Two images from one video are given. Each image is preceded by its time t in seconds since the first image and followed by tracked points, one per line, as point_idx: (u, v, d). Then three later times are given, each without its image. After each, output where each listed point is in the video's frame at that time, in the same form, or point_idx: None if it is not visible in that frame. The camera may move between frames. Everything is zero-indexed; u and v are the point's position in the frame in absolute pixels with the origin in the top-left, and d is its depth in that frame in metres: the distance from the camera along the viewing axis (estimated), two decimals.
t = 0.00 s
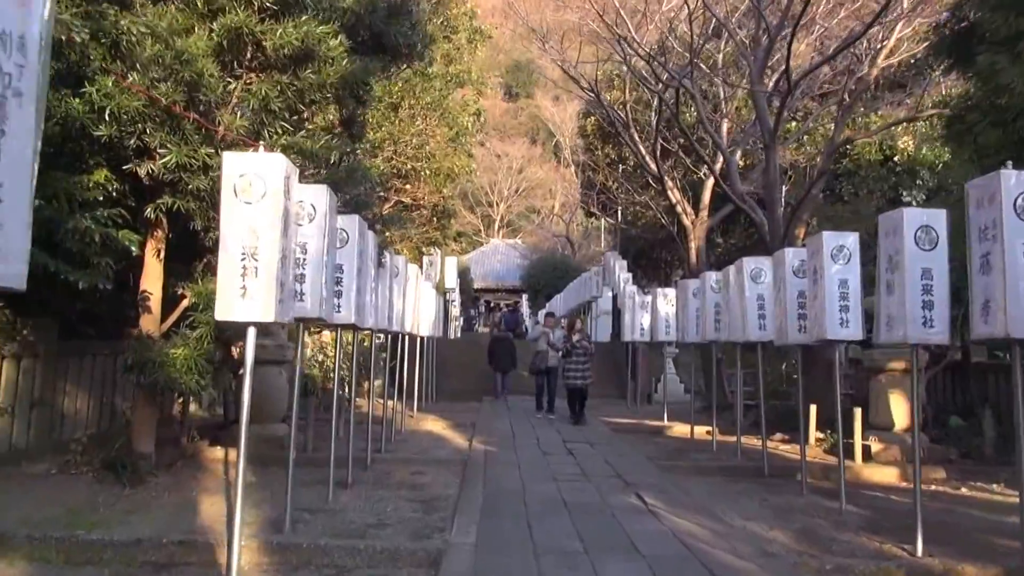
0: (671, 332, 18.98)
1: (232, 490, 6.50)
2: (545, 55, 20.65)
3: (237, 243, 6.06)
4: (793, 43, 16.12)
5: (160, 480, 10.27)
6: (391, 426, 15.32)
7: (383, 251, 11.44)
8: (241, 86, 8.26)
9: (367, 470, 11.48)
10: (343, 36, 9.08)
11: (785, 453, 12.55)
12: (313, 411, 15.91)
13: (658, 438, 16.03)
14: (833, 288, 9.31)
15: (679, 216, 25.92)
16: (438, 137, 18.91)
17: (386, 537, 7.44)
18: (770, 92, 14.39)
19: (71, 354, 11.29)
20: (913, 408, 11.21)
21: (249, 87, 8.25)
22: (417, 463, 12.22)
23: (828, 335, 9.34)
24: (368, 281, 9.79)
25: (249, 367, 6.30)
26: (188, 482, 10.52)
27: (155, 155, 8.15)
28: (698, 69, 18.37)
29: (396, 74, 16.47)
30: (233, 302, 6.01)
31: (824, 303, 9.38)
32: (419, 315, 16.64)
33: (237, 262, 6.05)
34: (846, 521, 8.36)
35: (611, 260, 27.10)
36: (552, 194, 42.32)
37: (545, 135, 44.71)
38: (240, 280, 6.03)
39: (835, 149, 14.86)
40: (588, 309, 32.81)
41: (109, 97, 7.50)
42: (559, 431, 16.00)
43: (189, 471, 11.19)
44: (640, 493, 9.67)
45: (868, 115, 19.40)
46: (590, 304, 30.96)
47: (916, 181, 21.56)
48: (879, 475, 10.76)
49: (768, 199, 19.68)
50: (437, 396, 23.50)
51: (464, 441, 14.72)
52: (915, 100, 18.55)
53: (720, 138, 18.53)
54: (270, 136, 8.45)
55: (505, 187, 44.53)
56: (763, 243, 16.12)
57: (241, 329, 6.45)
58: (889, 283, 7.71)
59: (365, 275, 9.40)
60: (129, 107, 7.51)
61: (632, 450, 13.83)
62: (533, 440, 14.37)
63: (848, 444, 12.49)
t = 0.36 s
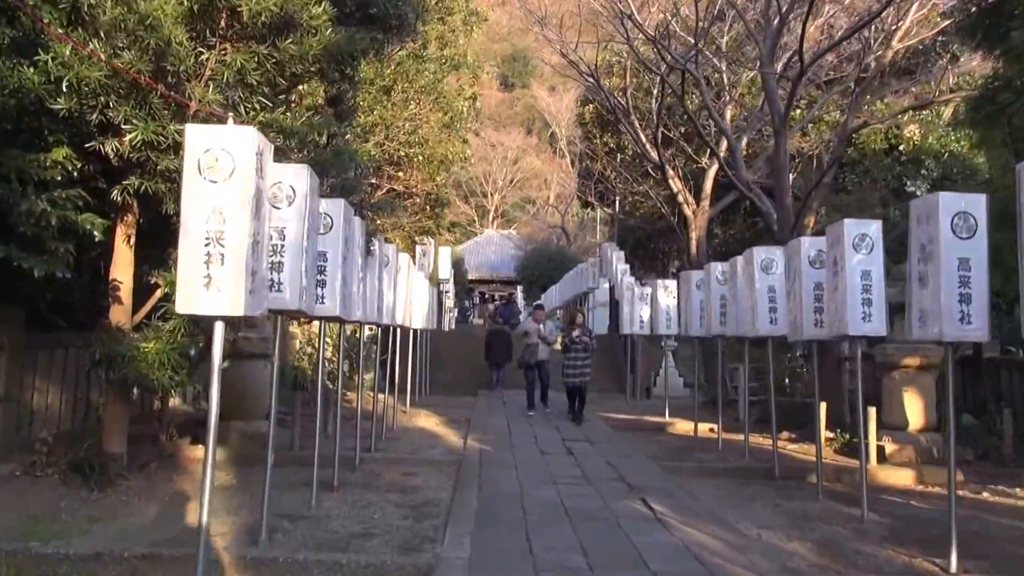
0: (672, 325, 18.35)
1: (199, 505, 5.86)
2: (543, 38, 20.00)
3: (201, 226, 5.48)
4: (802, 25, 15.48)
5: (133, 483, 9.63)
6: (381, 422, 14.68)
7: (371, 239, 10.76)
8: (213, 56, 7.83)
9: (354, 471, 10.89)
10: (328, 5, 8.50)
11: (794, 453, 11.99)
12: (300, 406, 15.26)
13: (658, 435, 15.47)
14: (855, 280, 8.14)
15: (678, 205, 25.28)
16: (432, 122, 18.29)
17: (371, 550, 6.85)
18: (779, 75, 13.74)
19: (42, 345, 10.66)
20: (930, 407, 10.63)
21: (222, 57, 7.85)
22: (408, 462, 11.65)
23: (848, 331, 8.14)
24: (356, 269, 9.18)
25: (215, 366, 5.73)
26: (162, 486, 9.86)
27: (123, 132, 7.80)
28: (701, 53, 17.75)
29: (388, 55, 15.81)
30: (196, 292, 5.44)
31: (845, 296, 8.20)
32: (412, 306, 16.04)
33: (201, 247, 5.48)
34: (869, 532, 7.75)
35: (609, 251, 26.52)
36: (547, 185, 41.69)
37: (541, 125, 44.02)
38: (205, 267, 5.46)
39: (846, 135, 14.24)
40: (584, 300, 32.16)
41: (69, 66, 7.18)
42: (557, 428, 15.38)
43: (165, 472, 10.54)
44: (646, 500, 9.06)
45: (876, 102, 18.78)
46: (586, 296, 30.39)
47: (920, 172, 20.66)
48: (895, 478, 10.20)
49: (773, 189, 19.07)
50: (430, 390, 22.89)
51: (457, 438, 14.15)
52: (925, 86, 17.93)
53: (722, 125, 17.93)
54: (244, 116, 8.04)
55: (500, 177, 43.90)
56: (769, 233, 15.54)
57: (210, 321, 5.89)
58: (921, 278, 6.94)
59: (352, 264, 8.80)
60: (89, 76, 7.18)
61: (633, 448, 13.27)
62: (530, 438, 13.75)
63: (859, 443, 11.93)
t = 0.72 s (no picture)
0: (675, 316, 17.67)
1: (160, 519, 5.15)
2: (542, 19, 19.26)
3: (160, 201, 4.74)
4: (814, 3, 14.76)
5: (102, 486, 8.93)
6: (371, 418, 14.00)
7: (360, 223, 10.07)
8: (185, 19, 7.14)
9: (342, 471, 10.20)
10: None
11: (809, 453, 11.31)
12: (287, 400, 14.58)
13: (662, 432, 14.81)
14: (888, 268, 7.51)
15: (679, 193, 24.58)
16: (425, 105, 17.56)
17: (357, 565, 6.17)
18: (792, 53, 13.04)
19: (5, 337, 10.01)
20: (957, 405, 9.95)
21: (193, 19, 7.15)
22: (400, 461, 10.96)
23: (880, 323, 7.51)
24: (342, 254, 8.47)
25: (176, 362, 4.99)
26: (134, 488, 9.16)
27: (86, 104, 7.13)
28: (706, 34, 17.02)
29: (379, 34, 15.07)
30: (155, 278, 4.71)
31: (877, 285, 7.56)
32: (405, 296, 15.34)
33: (160, 225, 4.74)
34: (902, 544, 7.08)
35: (608, 240, 25.82)
36: (543, 175, 40.96)
37: (537, 114, 43.29)
38: (164, 249, 4.71)
39: (861, 118, 13.54)
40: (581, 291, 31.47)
41: (20, 28, 6.48)
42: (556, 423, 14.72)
43: (140, 473, 9.84)
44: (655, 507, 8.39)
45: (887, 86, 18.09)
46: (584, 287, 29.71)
47: (930, 158, 20.03)
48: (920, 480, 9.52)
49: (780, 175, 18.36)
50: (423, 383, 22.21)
51: (452, 435, 13.46)
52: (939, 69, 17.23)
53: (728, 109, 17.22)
54: (220, 88, 7.36)
55: (495, 166, 43.16)
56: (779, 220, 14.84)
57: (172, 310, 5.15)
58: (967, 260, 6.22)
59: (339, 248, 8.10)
60: (45, 41, 6.49)
61: (638, 447, 12.60)
62: (528, 435, 13.08)
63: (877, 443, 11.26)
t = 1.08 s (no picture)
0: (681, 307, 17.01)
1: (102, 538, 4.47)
2: None
3: (101, 167, 4.15)
4: None
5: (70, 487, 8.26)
6: (364, 412, 13.32)
7: (347, 206, 9.38)
8: None
9: (331, 471, 9.56)
10: None
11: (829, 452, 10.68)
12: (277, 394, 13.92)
13: (669, 428, 14.14)
14: (922, 251, 6.80)
15: (684, 180, 23.87)
16: (422, 87, 16.88)
17: None
18: (807, 28, 12.35)
19: None
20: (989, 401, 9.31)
21: None
22: (391, 459, 10.31)
23: (914, 312, 6.80)
24: (327, 237, 7.78)
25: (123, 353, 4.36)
26: (104, 489, 8.51)
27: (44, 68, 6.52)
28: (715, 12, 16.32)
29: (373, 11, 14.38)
30: (95, 256, 4.11)
31: (909, 270, 6.86)
32: (400, 285, 14.69)
33: (101, 194, 4.15)
34: (941, 556, 6.41)
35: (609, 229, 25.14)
36: (544, 166, 40.24)
37: (537, 104, 42.53)
38: (106, 221, 4.12)
39: (881, 96, 12.85)
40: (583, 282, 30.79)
41: None
42: (557, 418, 14.04)
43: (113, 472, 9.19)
44: (667, 512, 7.71)
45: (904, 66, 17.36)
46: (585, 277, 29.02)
47: (944, 144, 19.04)
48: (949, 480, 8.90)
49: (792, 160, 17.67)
50: (421, 376, 21.54)
51: (449, 431, 12.80)
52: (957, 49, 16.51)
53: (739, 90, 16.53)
54: (187, 48, 6.69)
55: (495, 158, 42.43)
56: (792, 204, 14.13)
57: (120, 294, 4.52)
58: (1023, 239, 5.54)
59: (321, 232, 7.41)
60: None
61: (644, 444, 11.95)
62: (528, 432, 12.40)
63: (901, 442, 10.60)
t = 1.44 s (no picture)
0: (699, 294, 16.33)
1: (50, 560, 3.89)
2: None
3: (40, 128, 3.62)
4: None
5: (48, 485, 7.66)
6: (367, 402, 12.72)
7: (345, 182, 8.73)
8: None
9: (329, 468, 8.96)
10: None
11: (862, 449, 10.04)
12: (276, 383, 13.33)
13: (687, 419, 13.51)
14: (981, 234, 6.12)
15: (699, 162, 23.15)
16: (429, 63, 16.21)
17: None
18: None
19: None
20: None
21: None
22: (394, 454, 9.71)
23: (971, 301, 6.15)
24: (321, 217, 7.14)
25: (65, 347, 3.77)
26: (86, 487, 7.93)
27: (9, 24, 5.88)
28: None
29: None
30: (31, 232, 3.59)
31: (966, 254, 6.19)
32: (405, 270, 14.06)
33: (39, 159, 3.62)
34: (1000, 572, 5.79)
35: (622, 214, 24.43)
36: (554, 151, 39.54)
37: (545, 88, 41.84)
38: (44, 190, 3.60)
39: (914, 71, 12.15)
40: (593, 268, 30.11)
41: None
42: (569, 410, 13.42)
43: (97, 467, 8.60)
44: (693, 517, 7.09)
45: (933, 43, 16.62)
46: (596, 263, 28.33)
47: (972, 125, 18.31)
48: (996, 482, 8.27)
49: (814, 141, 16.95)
50: (427, 363, 20.93)
51: (456, 423, 12.19)
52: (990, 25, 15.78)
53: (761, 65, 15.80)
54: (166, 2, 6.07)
55: (503, 142, 41.71)
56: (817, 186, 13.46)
57: (68, 278, 3.90)
58: None
59: (315, 209, 6.77)
60: None
61: (662, 437, 11.33)
62: (538, 424, 11.79)
63: (937, 438, 9.96)
